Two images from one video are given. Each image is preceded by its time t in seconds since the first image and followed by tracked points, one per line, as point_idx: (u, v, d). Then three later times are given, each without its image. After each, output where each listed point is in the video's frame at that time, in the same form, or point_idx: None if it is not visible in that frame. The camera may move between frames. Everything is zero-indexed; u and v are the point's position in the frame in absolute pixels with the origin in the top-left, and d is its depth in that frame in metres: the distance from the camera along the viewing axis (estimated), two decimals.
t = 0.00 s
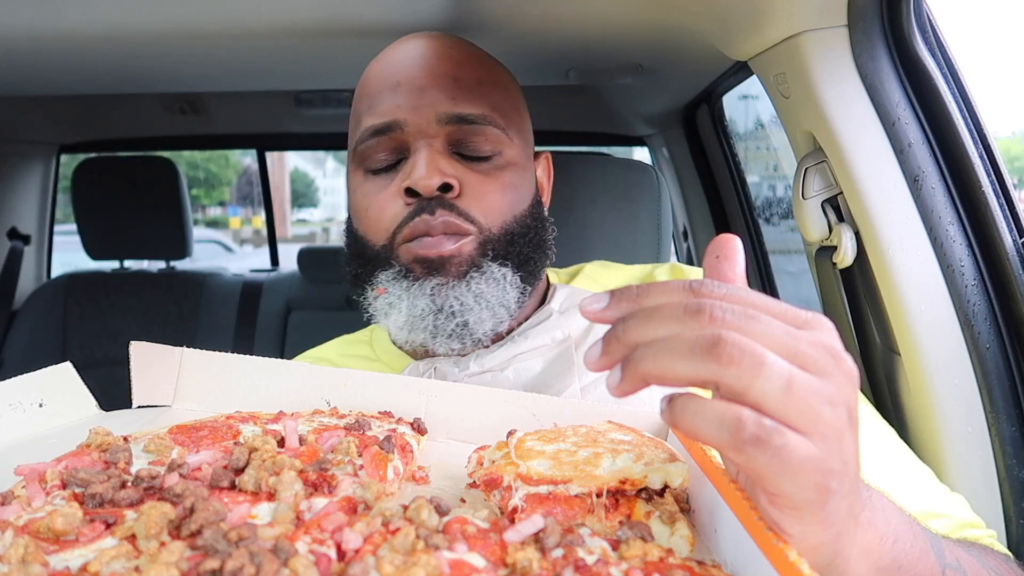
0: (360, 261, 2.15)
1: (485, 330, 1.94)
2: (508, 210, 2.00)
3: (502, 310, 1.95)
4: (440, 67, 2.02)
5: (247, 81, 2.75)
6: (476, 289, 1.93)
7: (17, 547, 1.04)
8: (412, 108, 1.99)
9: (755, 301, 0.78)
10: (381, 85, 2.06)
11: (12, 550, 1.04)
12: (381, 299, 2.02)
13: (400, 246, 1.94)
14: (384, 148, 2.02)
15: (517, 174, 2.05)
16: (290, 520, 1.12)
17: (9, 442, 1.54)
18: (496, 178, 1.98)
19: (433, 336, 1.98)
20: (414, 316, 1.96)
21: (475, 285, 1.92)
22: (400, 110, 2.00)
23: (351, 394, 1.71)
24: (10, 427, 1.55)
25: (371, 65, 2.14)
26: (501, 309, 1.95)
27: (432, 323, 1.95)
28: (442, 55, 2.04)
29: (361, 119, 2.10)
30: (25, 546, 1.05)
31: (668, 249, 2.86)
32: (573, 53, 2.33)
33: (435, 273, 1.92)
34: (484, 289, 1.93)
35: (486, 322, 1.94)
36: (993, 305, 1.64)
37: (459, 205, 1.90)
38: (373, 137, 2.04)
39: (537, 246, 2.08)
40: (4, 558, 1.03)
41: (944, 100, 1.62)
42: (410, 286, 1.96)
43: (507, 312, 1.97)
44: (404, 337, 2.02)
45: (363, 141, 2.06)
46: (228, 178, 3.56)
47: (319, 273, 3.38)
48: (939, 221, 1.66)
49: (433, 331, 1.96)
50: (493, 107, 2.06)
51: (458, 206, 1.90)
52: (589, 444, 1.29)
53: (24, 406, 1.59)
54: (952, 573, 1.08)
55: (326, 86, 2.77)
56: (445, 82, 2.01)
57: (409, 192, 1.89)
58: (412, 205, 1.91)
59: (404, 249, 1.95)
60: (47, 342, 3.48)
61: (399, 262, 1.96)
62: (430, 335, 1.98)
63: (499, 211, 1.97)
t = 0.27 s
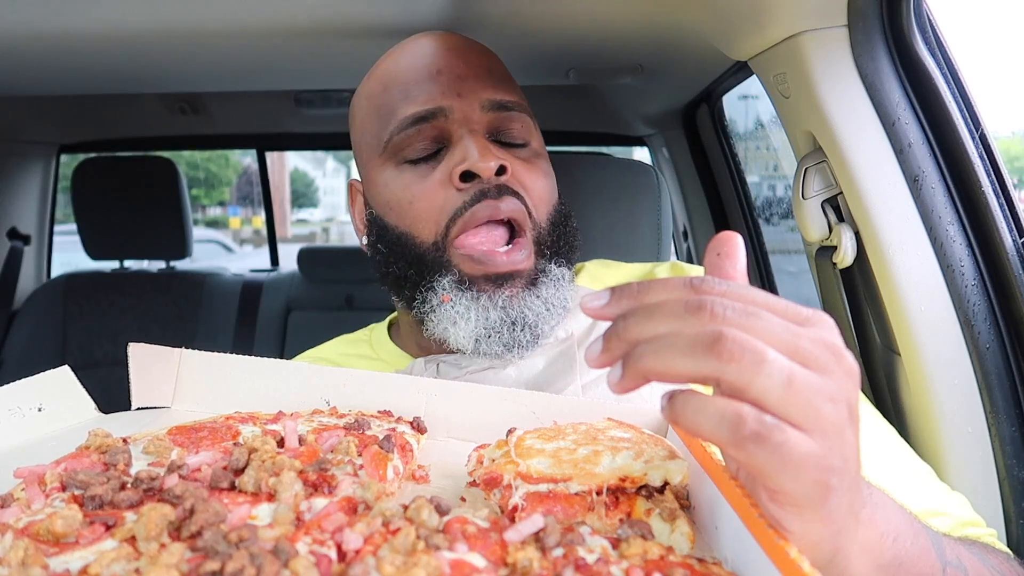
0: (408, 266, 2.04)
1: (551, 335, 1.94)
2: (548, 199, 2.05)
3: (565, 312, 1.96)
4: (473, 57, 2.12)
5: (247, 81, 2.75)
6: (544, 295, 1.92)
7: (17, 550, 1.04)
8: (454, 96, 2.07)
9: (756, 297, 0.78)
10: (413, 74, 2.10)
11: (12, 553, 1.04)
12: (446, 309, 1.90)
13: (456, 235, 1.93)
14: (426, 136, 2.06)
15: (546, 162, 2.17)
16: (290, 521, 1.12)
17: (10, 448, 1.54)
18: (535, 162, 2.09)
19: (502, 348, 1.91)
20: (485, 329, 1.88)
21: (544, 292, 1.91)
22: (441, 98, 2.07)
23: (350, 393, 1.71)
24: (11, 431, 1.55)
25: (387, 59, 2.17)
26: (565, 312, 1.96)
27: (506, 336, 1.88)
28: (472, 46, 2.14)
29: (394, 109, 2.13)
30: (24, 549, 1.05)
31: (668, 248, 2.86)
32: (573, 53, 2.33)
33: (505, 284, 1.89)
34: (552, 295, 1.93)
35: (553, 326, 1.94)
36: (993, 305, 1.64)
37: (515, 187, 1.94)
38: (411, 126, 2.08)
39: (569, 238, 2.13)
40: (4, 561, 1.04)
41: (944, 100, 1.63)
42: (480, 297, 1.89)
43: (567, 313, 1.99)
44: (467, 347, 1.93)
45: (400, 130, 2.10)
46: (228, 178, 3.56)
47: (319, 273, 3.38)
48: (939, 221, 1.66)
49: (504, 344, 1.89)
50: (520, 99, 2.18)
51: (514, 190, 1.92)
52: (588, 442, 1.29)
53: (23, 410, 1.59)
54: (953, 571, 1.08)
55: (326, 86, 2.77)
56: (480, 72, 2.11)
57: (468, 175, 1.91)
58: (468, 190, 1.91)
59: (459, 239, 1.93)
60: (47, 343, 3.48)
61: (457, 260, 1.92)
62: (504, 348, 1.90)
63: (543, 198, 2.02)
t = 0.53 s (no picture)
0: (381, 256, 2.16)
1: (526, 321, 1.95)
2: (529, 195, 2.10)
3: (540, 299, 1.98)
4: (460, 59, 2.11)
5: (248, 81, 2.75)
6: (514, 279, 1.96)
7: (18, 545, 1.03)
8: (435, 98, 2.07)
9: (752, 292, 0.77)
10: (397, 76, 2.12)
11: (12, 549, 1.03)
12: (415, 294, 1.99)
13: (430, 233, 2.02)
14: (407, 137, 2.09)
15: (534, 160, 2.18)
16: (290, 517, 1.12)
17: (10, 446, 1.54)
18: (520, 161, 2.09)
19: (474, 332, 1.95)
20: (453, 311, 1.94)
21: (512, 274, 1.96)
22: (423, 100, 2.08)
23: (351, 391, 1.71)
24: (11, 428, 1.55)
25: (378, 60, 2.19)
26: (539, 298, 1.97)
27: (475, 317, 1.93)
28: (461, 47, 2.13)
29: (379, 111, 2.16)
30: (25, 544, 1.04)
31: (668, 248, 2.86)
32: (573, 53, 2.33)
33: (473, 267, 1.97)
34: (522, 278, 1.97)
35: (527, 311, 1.95)
36: (993, 305, 1.64)
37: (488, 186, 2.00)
38: (394, 128, 2.11)
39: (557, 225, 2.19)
40: (4, 557, 1.03)
41: (944, 100, 1.63)
42: (447, 279, 1.97)
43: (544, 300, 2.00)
44: (441, 333, 1.98)
45: (384, 131, 2.12)
46: (228, 178, 3.56)
47: (319, 273, 3.38)
48: (939, 221, 1.66)
49: (475, 327, 1.94)
50: (510, 98, 2.17)
51: (489, 191, 2.00)
52: (587, 439, 1.29)
53: (24, 408, 1.59)
54: (952, 569, 1.07)
55: (326, 86, 2.77)
56: (466, 73, 2.10)
57: (440, 175, 1.98)
58: (444, 191, 1.99)
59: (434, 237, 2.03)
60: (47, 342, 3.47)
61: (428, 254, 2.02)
62: (474, 329, 1.94)
63: (523, 196, 2.08)
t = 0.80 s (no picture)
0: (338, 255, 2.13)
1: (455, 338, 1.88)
2: (486, 217, 1.94)
3: (474, 318, 1.87)
4: (422, 72, 1.97)
5: (248, 81, 2.75)
6: (445, 297, 1.86)
7: (19, 545, 1.03)
8: (391, 114, 1.95)
9: (754, 293, 0.77)
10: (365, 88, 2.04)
11: (13, 548, 1.03)
12: (356, 299, 1.98)
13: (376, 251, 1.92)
14: (365, 151, 1.99)
15: (499, 178, 1.99)
16: (291, 517, 1.12)
17: (11, 449, 1.55)
18: (477, 182, 1.93)
19: (404, 342, 1.93)
20: (383, 323, 1.92)
21: (443, 292, 1.85)
22: (380, 115, 1.96)
23: (352, 391, 1.71)
24: (12, 433, 1.56)
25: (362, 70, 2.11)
26: (472, 318, 1.87)
27: (401, 331, 1.90)
28: (426, 58, 1.99)
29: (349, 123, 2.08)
30: (25, 544, 1.04)
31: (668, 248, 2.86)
32: (573, 53, 2.33)
33: (407, 282, 1.87)
34: (455, 297, 1.85)
35: (457, 330, 1.87)
36: (993, 305, 1.64)
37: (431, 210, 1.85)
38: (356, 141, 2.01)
39: (522, 251, 2.01)
40: (6, 557, 1.03)
41: (944, 100, 1.63)
42: (379, 291, 1.92)
43: (481, 318, 1.89)
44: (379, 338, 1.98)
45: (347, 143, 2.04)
46: (228, 178, 3.56)
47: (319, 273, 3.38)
48: (939, 221, 1.66)
49: (403, 339, 1.92)
50: (475, 111, 2.00)
51: (432, 213, 1.85)
52: (588, 440, 1.29)
53: (25, 412, 1.59)
54: (952, 570, 1.08)
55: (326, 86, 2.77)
56: (426, 87, 1.96)
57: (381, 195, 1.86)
58: (387, 211, 1.87)
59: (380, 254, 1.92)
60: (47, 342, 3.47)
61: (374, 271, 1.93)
62: (401, 340, 1.94)
63: (478, 218, 1.92)
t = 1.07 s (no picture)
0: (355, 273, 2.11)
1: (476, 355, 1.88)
2: (499, 230, 1.93)
3: (495, 335, 1.88)
4: (429, 84, 1.97)
5: (248, 81, 2.75)
6: (467, 314, 1.86)
7: (18, 543, 1.04)
8: (400, 127, 1.94)
9: (755, 296, 0.77)
10: (370, 99, 2.02)
11: (14, 546, 1.04)
12: (375, 319, 1.97)
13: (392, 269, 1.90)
14: (374, 165, 1.97)
15: (508, 191, 1.98)
16: (291, 516, 1.12)
17: (9, 446, 1.54)
18: (487, 194, 1.92)
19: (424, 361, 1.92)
20: (405, 342, 1.91)
21: (464, 310, 1.86)
22: (389, 128, 1.95)
23: (352, 392, 1.71)
24: (12, 429, 1.55)
25: (363, 76, 2.09)
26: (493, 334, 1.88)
27: (423, 350, 1.89)
28: (432, 68, 1.99)
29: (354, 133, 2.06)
30: (26, 542, 1.05)
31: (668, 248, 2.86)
32: (573, 53, 2.33)
33: (427, 299, 1.87)
34: (476, 314, 1.86)
35: (478, 347, 1.87)
36: (993, 305, 1.64)
37: (445, 229, 1.83)
38: (364, 153, 1.99)
39: (530, 261, 2.03)
40: (6, 553, 1.04)
41: (944, 101, 1.63)
42: (401, 310, 1.91)
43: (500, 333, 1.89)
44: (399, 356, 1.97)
45: (354, 156, 2.01)
46: (228, 178, 3.56)
47: (319, 273, 3.38)
48: (939, 221, 1.66)
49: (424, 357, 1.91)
50: (484, 122, 1.99)
51: (447, 230, 1.83)
52: (589, 441, 1.29)
53: (27, 408, 1.59)
54: (952, 571, 1.08)
55: (326, 86, 2.77)
56: (434, 99, 1.96)
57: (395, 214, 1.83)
58: (401, 229, 1.84)
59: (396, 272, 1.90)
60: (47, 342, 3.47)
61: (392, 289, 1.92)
62: (421, 359, 1.92)
63: (491, 231, 1.91)
